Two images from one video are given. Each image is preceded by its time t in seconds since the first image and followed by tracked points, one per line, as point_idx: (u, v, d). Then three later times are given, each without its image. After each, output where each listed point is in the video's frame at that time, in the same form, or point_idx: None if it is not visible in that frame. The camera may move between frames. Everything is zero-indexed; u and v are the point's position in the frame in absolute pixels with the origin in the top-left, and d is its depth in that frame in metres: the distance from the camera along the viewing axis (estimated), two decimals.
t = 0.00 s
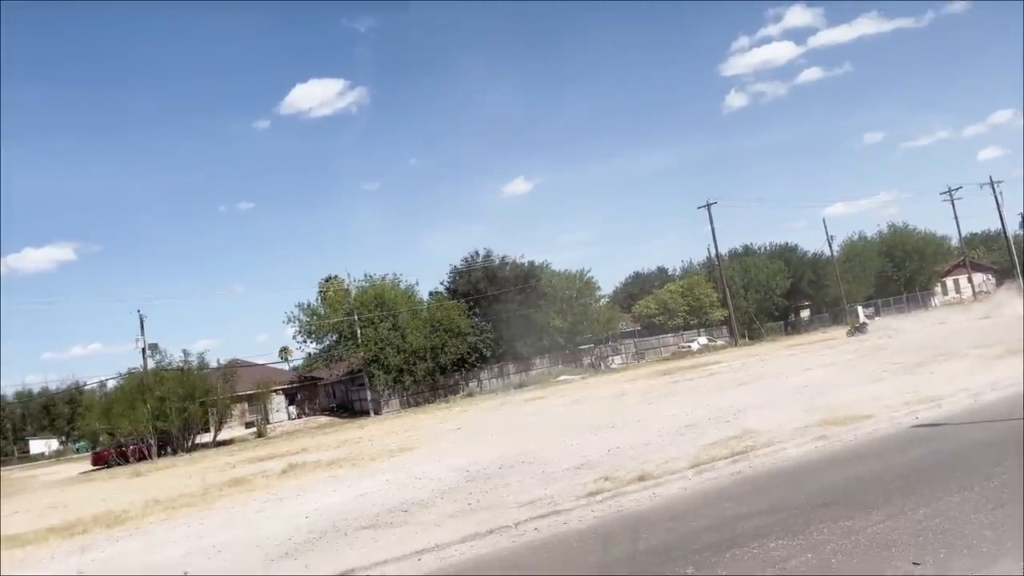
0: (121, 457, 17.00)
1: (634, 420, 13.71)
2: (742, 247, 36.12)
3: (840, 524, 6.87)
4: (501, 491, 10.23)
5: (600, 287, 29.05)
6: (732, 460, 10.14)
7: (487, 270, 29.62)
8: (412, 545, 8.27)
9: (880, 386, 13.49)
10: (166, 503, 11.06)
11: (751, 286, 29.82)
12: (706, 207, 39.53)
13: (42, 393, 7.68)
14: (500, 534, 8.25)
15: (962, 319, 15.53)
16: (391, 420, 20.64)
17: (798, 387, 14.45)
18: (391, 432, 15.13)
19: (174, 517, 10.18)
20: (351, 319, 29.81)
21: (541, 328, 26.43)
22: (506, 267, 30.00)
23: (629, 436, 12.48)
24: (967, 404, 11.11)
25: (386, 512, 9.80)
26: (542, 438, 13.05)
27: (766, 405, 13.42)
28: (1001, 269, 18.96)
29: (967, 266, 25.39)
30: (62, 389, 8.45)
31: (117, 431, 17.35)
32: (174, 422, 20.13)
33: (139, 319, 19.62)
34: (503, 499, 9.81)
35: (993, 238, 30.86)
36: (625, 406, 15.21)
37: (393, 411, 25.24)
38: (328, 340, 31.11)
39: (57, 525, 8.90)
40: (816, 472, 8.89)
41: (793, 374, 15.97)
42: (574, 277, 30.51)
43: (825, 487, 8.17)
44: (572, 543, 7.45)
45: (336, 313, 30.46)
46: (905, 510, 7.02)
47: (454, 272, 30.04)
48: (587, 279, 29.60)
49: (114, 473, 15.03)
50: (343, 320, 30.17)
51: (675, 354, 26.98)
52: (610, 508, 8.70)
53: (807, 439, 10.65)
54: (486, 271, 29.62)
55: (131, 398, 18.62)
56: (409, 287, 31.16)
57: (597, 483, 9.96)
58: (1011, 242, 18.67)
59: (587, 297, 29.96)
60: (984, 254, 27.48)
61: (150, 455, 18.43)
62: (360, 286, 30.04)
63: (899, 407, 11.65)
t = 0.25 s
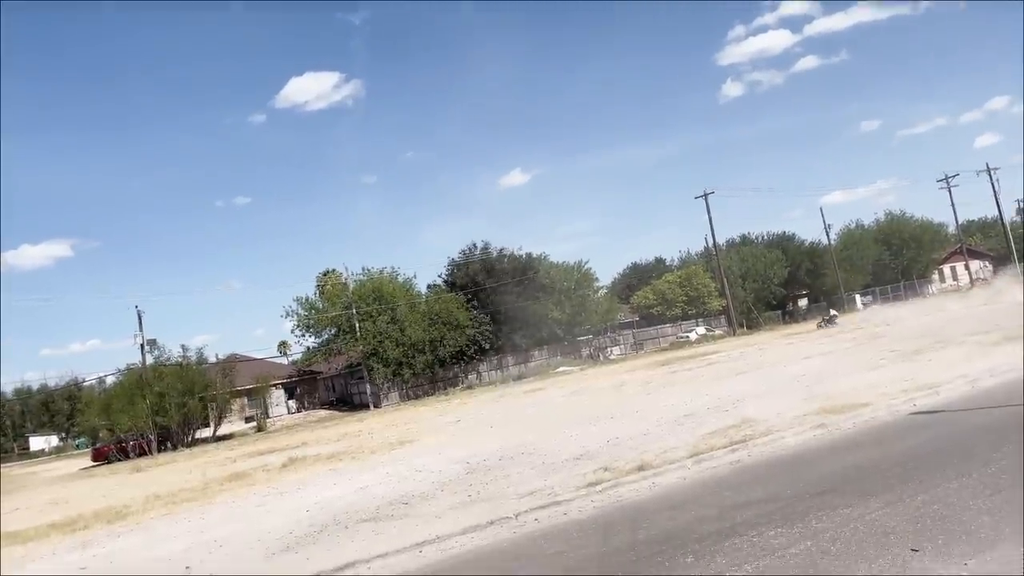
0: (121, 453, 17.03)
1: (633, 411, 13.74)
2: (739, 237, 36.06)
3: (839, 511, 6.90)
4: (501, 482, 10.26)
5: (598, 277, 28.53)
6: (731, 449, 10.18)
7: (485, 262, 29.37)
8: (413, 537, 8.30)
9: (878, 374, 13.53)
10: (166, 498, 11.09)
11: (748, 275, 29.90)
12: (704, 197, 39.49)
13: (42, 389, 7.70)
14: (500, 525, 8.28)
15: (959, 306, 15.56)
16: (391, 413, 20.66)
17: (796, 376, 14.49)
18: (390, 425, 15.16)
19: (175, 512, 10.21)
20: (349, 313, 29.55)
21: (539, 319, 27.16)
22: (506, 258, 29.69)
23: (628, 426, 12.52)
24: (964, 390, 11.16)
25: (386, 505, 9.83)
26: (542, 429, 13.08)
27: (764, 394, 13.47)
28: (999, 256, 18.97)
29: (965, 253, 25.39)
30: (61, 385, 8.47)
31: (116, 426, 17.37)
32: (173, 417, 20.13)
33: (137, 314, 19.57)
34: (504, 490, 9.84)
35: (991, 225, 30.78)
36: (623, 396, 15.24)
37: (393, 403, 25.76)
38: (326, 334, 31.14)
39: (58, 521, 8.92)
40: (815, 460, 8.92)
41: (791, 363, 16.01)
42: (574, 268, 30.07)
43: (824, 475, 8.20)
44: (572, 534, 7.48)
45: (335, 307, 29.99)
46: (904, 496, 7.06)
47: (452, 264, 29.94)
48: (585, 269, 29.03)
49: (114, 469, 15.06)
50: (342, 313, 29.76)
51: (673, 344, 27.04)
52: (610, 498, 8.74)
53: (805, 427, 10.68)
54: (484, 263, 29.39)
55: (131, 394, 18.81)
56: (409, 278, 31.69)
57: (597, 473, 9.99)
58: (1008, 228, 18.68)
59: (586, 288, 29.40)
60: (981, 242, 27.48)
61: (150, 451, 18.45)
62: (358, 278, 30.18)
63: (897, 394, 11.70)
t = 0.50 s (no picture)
0: (123, 449, 17.07)
1: (635, 401, 13.76)
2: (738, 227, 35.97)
3: (841, 500, 6.91)
4: (504, 474, 10.28)
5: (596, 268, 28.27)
6: (733, 438, 10.20)
7: (486, 255, 29.38)
8: (417, 530, 8.32)
9: (879, 362, 13.55)
10: (170, 493, 11.12)
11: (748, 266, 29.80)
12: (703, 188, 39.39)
13: (44, 386, 7.74)
14: (503, 516, 8.30)
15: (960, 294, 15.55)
16: (393, 406, 20.71)
17: (797, 365, 14.51)
18: (392, 418, 15.18)
19: (178, 507, 10.23)
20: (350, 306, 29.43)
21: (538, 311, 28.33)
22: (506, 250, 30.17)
23: (630, 417, 12.54)
24: (965, 378, 11.18)
25: (389, 497, 9.86)
26: (543, 421, 13.10)
27: (765, 383, 13.49)
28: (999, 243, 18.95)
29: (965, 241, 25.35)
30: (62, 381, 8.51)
31: (119, 422, 17.40)
32: (176, 412, 20.15)
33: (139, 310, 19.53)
34: (506, 482, 9.87)
35: (992, 213, 30.63)
36: (624, 387, 15.27)
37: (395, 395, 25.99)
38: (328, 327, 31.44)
39: (62, 517, 8.94)
40: (817, 449, 8.94)
41: (792, 352, 16.03)
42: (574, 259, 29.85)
43: (825, 464, 8.22)
44: (575, 524, 7.50)
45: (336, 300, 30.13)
46: (905, 484, 7.08)
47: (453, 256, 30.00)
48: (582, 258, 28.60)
49: (117, 464, 15.09)
50: (343, 307, 29.77)
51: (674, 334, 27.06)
52: (612, 489, 8.76)
53: (806, 416, 10.70)
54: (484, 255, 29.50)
55: (133, 390, 19.00)
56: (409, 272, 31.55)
57: (599, 464, 10.01)
58: (1008, 216, 18.65)
59: (587, 280, 29.46)
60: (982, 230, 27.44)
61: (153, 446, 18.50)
62: (359, 272, 28.83)
63: (898, 382, 11.72)
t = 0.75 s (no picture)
0: (129, 443, 17.10)
1: (639, 393, 13.77)
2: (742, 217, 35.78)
3: (846, 489, 6.92)
4: (509, 466, 10.30)
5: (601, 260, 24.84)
6: (737, 429, 10.21)
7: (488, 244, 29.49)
8: (423, 522, 8.36)
9: (883, 352, 13.54)
10: (176, 487, 11.17)
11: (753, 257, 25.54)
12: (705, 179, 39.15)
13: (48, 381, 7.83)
14: (508, 508, 8.33)
15: (966, 283, 15.51)
16: (397, 399, 20.76)
17: (802, 355, 14.50)
18: (397, 411, 15.21)
19: (185, 501, 10.28)
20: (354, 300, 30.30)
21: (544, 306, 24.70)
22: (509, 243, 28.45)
23: (635, 408, 12.55)
24: (970, 367, 11.17)
25: (395, 490, 9.89)
26: (548, 412, 13.13)
27: (769, 373, 13.49)
28: (1004, 231, 18.84)
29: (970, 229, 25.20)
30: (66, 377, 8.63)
31: (125, 417, 17.38)
32: (181, 407, 20.20)
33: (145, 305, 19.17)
34: (511, 474, 9.89)
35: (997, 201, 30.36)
36: (629, 379, 15.27)
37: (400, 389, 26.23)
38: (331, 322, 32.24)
39: (70, 512, 9.00)
40: (821, 439, 8.95)
41: (796, 342, 16.01)
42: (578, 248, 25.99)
43: (831, 454, 8.22)
44: (580, 516, 7.52)
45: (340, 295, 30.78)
46: (910, 473, 7.08)
47: (456, 249, 30.04)
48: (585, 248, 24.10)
49: (124, 459, 15.15)
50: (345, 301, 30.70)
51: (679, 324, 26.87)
52: (617, 480, 8.77)
53: (811, 406, 10.70)
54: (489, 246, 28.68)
55: (138, 383, 18.53)
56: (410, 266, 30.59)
57: (603, 455, 10.03)
58: (1013, 203, 18.54)
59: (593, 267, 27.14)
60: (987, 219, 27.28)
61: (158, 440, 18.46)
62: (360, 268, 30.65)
63: (903, 371, 11.71)
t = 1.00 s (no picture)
0: (141, 438, 17.24)
1: (647, 386, 13.78)
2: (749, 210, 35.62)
3: (855, 481, 6.93)
4: (518, 459, 10.35)
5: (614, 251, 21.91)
6: (746, 421, 10.22)
7: (495, 237, 28.86)
8: (433, 514, 8.42)
9: (893, 344, 13.52)
10: (188, 480, 11.27)
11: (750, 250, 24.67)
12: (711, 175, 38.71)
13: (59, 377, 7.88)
14: (517, 500, 8.37)
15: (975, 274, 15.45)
16: (405, 393, 20.83)
17: (810, 348, 14.48)
18: (406, 405, 15.29)
19: (197, 494, 10.38)
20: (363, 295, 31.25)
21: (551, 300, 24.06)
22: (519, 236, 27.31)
23: (643, 401, 12.58)
24: (980, 358, 11.15)
25: (405, 483, 9.95)
26: (557, 405, 13.17)
27: (778, 366, 13.49)
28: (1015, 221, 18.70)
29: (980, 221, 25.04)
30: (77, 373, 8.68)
31: (137, 411, 17.57)
32: (191, 401, 20.33)
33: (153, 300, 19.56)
34: (521, 466, 9.93)
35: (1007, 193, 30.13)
36: (637, 372, 15.30)
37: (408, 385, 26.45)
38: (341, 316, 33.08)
39: (84, 505, 9.09)
40: (829, 431, 8.95)
41: (804, 335, 15.98)
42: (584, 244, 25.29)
43: (840, 445, 8.23)
44: (589, 507, 7.55)
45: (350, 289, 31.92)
46: (920, 464, 7.08)
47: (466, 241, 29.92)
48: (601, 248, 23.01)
49: (135, 453, 15.29)
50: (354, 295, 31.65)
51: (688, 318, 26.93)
52: (625, 472, 8.80)
53: (820, 398, 10.69)
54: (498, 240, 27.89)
55: (149, 378, 18.89)
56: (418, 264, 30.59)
57: (612, 447, 10.06)
58: None
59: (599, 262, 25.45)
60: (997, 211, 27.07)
61: (170, 435, 18.60)
62: (370, 262, 31.51)
63: (912, 363, 11.70)
